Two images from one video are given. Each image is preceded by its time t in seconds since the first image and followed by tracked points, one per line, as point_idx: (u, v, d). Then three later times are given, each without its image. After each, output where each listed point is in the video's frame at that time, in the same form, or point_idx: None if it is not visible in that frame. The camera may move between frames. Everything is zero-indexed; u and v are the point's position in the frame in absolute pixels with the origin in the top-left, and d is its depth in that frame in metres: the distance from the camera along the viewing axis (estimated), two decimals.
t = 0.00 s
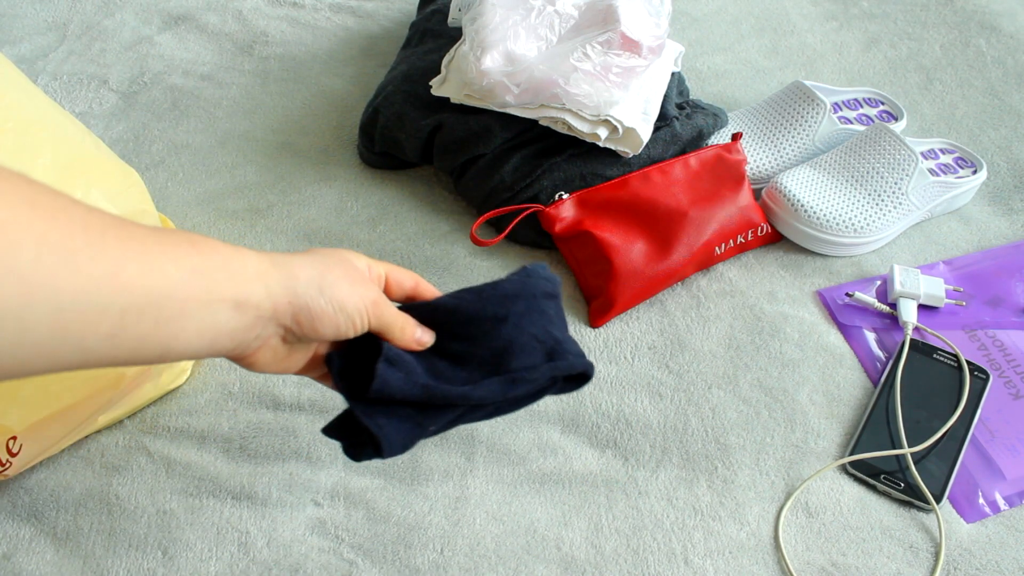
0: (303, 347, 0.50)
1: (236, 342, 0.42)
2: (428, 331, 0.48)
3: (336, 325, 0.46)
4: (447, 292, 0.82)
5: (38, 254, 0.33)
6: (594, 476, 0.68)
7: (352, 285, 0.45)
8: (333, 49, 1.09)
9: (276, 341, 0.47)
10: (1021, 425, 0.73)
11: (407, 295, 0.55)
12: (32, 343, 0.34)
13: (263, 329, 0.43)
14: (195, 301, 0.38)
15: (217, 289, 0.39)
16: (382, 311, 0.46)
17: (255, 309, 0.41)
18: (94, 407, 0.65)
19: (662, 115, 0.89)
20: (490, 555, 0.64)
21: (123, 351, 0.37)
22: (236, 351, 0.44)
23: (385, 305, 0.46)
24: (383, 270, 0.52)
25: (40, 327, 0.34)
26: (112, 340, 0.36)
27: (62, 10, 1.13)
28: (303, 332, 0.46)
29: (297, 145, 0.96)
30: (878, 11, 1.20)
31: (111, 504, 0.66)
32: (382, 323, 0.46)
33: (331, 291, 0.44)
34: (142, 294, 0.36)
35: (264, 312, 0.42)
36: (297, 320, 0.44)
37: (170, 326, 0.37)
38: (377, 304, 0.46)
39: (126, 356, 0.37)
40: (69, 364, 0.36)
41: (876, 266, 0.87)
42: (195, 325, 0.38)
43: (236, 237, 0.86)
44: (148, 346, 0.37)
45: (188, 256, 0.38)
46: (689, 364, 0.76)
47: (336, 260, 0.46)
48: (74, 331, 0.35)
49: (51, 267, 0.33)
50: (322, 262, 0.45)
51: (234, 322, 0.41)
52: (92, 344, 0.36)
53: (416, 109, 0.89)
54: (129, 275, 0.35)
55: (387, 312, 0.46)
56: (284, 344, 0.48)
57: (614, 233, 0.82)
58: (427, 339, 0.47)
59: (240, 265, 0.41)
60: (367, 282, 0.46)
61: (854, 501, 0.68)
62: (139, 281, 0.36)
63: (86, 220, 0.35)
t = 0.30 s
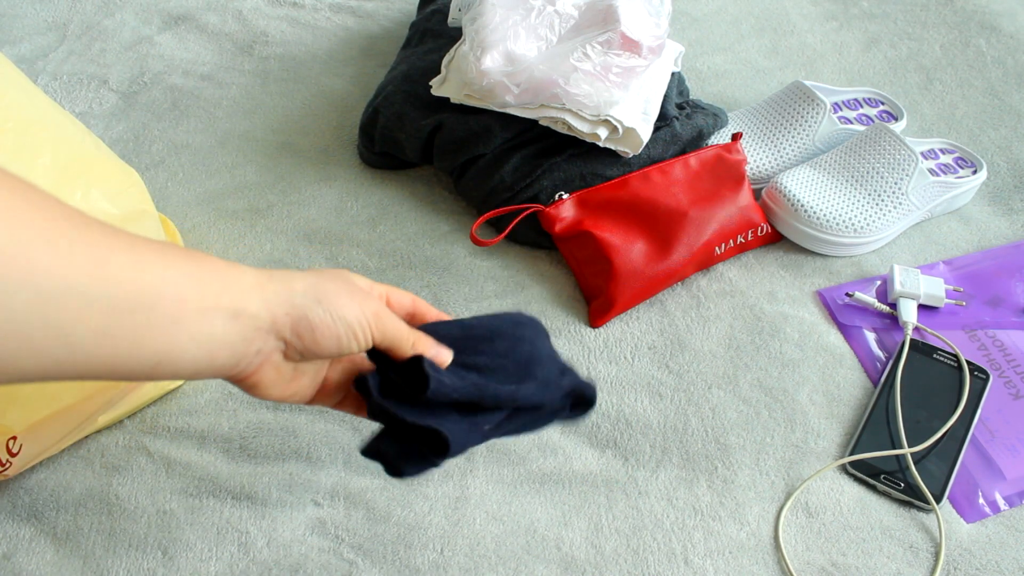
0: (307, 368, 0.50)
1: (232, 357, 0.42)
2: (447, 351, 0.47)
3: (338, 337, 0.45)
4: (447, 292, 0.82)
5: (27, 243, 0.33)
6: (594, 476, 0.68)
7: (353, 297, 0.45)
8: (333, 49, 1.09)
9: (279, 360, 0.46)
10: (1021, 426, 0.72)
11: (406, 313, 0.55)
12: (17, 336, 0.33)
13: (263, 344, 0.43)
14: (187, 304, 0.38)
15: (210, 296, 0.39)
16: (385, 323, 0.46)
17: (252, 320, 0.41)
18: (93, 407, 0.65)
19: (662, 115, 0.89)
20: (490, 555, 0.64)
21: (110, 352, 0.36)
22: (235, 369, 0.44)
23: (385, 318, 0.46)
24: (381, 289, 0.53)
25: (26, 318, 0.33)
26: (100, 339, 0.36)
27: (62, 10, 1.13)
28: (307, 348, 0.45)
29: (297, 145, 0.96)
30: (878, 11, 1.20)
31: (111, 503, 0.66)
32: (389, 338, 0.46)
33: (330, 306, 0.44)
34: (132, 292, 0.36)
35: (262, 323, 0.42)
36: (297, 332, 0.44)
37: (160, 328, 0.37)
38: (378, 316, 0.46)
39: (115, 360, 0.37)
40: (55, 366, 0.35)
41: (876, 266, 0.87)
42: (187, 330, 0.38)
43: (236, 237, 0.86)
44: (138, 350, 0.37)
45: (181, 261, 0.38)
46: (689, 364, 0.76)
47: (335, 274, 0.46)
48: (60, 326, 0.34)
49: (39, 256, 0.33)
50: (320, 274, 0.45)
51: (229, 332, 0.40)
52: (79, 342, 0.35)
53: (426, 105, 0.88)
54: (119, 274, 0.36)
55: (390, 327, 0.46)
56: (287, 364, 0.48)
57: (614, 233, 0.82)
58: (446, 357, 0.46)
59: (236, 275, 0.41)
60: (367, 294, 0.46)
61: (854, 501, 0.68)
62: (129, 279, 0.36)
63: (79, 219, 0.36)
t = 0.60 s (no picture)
0: (300, 374, 0.50)
1: (223, 359, 0.43)
2: (411, 374, 0.48)
3: (325, 339, 0.46)
4: (447, 292, 0.82)
5: (27, 236, 0.35)
6: (594, 476, 0.68)
7: (340, 301, 0.46)
8: (333, 49, 1.09)
9: (271, 363, 0.47)
10: (1021, 425, 0.73)
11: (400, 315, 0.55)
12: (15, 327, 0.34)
13: (253, 347, 0.44)
14: (179, 304, 0.39)
15: (201, 299, 0.40)
16: (370, 328, 0.47)
17: (243, 323, 0.42)
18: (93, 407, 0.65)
19: (662, 115, 0.89)
20: (490, 555, 0.64)
21: (104, 347, 0.37)
22: (226, 373, 0.44)
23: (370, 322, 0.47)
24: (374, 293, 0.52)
25: (25, 308, 0.34)
26: (96, 331, 0.37)
27: (62, 10, 1.13)
28: (297, 350, 0.46)
29: (297, 145, 0.96)
30: (878, 11, 1.20)
31: (111, 503, 0.66)
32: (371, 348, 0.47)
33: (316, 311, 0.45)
34: (126, 289, 0.37)
35: (251, 326, 0.43)
36: (285, 334, 0.45)
37: (154, 326, 0.38)
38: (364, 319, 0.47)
39: (107, 356, 0.38)
40: (51, 359, 0.36)
41: (876, 266, 0.87)
42: (180, 331, 0.39)
43: (236, 237, 0.86)
44: (132, 347, 0.38)
45: (172, 263, 0.40)
46: (690, 364, 0.76)
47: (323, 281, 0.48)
48: (59, 316, 0.36)
49: (39, 249, 0.35)
50: (308, 280, 0.46)
51: (218, 333, 0.41)
52: (78, 333, 0.36)
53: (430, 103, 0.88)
54: (115, 271, 0.37)
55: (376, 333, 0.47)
56: (279, 368, 0.48)
57: (614, 233, 0.82)
58: (408, 379, 0.47)
59: (226, 281, 0.42)
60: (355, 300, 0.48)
61: (854, 501, 0.68)
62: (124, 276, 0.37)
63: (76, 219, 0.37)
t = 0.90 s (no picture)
0: (292, 382, 0.51)
1: (221, 370, 0.44)
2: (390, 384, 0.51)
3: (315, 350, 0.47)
4: (447, 292, 0.82)
5: (44, 244, 0.36)
6: (594, 476, 0.68)
7: (329, 314, 0.48)
8: (333, 49, 1.09)
9: (266, 372, 0.48)
10: (1022, 425, 0.72)
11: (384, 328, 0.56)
12: (28, 333, 0.35)
13: (249, 357, 0.45)
14: (184, 315, 0.41)
15: (203, 311, 0.42)
16: (357, 339, 0.49)
17: (240, 335, 0.44)
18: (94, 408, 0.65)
19: (662, 115, 0.89)
20: (490, 555, 0.64)
21: (113, 356, 0.38)
22: (224, 383, 0.45)
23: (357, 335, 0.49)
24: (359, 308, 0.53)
25: (40, 315, 0.35)
26: (108, 338, 0.38)
27: (62, 10, 1.13)
28: (288, 359, 0.47)
29: (297, 145, 0.96)
30: (878, 11, 1.20)
31: (111, 503, 0.66)
32: (356, 359, 0.49)
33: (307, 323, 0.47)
34: (136, 301, 0.38)
35: (248, 337, 0.44)
36: (278, 344, 0.46)
37: (161, 336, 0.39)
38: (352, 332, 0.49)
39: (115, 363, 0.39)
40: (63, 365, 0.37)
41: (876, 266, 0.87)
42: (185, 341, 0.41)
43: (236, 237, 0.86)
44: (140, 355, 0.39)
45: (175, 278, 0.41)
46: (689, 364, 0.76)
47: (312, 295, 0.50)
48: (75, 324, 0.37)
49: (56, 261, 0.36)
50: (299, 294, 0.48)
51: (219, 344, 0.43)
52: (92, 340, 0.37)
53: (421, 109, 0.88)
54: (124, 282, 0.38)
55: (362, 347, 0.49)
56: (274, 376, 0.49)
57: (613, 233, 0.81)
58: (389, 388, 0.50)
59: (225, 295, 0.44)
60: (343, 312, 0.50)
61: (854, 501, 0.68)
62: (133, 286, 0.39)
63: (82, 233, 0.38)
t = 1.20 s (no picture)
0: (296, 360, 0.56)
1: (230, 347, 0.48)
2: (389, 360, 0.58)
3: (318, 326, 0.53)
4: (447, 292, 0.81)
5: (73, 227, 0.39)
6: (594, 476, 0.68)
7: (334, 295, 0.53)
8: (333, 49, 1.09)
9: (273, 350, 0.52)
10: (1022, 425, 0.73)
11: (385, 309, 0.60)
12: (56, 306, 0.39)
13: (258, 335, 0.49)
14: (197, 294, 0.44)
15: (216, 291, 0.46)
16: (361, 316, 0.55)
17: (249, 313, 0.48)
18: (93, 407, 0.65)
19: (662, 115, 0.89)
20: (490, 555, 0.64)
21: (134, 328, 0.42)
22: (234, 358, 0.50)
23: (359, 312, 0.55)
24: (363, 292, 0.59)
25: (68, 289, 0.39)
26: (128, 313, 0.41)
27: (62, 10, 1.13)
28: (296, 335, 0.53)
29: (297, 145, 0.96)
30: (878, 11, 1.20)
31: (111, 503, 0.66)
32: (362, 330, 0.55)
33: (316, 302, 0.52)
34: (155, 280, 0.42)
35: (257, 316, 0.48)
36: (284, 323, 0.51)
37: (178, 314, 0.43)
38: (355, 309, 0.54)
39: (134, 336, 0.42)
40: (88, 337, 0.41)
41: (876, 267, 0.87)
42: (199, 318, 0.44)
43: (236, 237, 0.86)
44: (157, 330, 0.43)
45: (192, 261, 0.45)
46: (690, 364, 0.76)
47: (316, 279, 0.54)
48: (100, 300, 0.40)
49: (85, 242, 0.39)
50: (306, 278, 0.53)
51: (231, 322, 0.47)
52: (113, 314, 0.41)
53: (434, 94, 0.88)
54: (143, 261, 0.42)
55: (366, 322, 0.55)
56: (281, 354, 0.54)
57: (612, 234, 0.81)
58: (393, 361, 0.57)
59: (236, 277, 0.48)
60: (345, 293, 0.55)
61: (854, 501, 0.68)
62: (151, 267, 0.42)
63: (107, 218, 0.42)
